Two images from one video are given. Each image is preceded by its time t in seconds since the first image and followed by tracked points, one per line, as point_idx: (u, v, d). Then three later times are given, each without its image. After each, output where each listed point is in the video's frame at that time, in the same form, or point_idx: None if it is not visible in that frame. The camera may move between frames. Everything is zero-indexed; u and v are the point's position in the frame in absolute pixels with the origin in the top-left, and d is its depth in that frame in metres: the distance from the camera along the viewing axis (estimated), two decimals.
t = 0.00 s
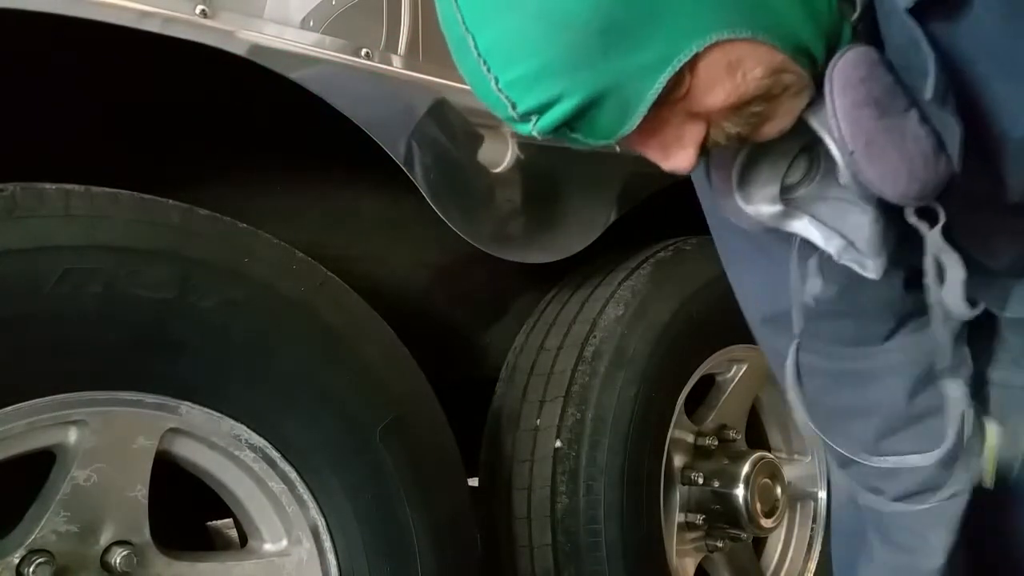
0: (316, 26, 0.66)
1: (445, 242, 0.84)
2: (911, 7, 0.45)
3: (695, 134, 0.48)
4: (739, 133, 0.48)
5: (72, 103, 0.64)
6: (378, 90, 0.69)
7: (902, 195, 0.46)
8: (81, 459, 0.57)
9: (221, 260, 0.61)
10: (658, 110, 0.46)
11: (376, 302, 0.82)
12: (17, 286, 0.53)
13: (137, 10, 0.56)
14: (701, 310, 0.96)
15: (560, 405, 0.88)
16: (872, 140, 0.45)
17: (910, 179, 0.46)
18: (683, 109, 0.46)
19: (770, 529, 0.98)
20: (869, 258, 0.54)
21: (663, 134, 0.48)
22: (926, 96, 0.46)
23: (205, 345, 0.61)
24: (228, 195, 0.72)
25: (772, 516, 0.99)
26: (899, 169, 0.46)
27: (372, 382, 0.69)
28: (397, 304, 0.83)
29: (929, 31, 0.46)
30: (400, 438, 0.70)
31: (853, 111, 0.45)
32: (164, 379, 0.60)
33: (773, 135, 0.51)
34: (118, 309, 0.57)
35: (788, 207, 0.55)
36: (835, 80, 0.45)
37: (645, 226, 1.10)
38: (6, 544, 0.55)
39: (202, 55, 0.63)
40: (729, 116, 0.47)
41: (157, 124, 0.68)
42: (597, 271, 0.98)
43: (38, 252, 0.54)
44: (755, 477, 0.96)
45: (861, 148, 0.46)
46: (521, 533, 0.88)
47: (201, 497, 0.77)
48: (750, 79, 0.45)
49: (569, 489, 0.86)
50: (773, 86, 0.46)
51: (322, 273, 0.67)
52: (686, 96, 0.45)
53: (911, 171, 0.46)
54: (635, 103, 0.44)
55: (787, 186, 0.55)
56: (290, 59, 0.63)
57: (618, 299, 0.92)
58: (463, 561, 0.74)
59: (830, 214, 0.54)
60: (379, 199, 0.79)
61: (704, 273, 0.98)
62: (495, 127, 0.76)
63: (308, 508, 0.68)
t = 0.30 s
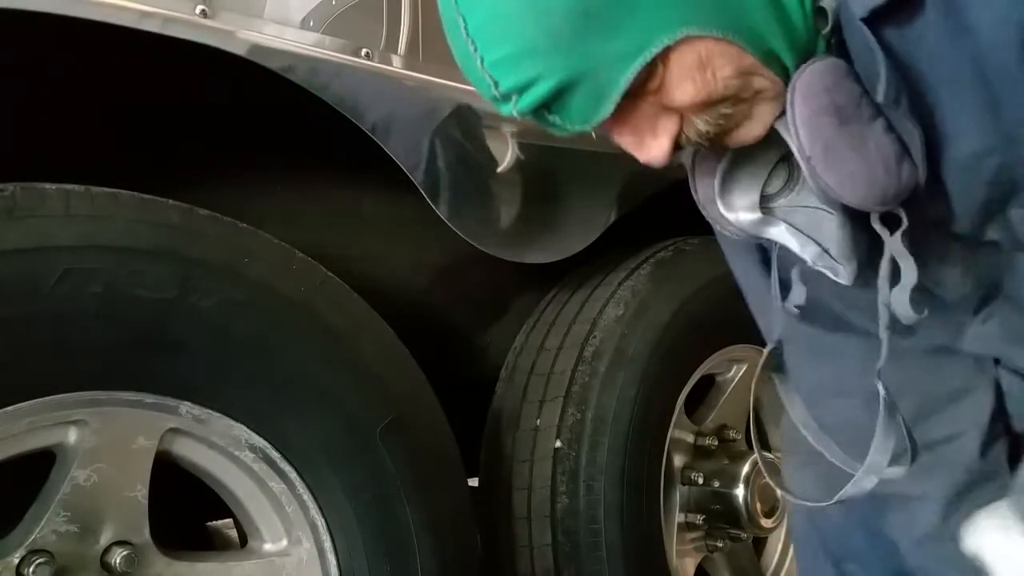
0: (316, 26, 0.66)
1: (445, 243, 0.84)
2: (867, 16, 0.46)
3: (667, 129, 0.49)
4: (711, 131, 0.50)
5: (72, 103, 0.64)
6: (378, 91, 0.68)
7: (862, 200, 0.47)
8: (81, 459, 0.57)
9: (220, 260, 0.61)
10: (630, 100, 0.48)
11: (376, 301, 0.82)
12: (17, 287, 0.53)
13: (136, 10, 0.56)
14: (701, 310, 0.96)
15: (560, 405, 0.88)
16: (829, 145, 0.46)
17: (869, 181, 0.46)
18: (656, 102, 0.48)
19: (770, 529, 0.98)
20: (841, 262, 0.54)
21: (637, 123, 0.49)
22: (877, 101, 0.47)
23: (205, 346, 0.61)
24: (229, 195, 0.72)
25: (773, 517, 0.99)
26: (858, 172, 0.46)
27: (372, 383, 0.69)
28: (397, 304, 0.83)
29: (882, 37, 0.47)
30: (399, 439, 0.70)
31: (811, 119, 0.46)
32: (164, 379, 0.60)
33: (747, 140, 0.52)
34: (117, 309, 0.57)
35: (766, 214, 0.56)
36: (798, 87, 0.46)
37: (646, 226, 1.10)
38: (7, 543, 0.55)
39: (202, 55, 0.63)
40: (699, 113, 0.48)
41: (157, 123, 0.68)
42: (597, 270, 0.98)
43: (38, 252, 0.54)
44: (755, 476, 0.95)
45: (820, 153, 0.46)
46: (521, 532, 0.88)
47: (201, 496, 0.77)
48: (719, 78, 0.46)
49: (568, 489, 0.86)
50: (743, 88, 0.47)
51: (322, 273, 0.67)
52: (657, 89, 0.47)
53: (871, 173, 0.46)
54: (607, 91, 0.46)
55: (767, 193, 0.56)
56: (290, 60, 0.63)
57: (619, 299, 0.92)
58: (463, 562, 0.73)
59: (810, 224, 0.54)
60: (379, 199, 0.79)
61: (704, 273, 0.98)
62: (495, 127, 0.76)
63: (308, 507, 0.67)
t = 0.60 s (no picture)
0: (316, 26, 0.65)
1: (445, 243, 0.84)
2: (927, 4, 0.46)
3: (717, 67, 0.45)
4: (758, 82, 0.47)
5: (71, 103, 0.64)
6: (378, 91, 0.68)
7: (873, 179, 0.48)
8: (81, 459, 0.57)
9: (220, 260, 0.61)
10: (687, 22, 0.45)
11: (376, 301, 0.82)
12: (16, 287, 0.53)
13: (135, 10, 0.56)
14: (701, 310, 0.96)
15: (560, 405, 0.88)
16: (855, 119, 0.46)
17: (881, 164, 0.47)
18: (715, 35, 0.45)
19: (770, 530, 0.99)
20: (846, 242, 0.55)
21: (688, 54, 0.46)
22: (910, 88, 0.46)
23: (204, 346, 0.61)
24: (228, 195, 0.72)
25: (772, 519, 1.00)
26: (874, 150, 0.47)
27: (372, 382, 0.69)
28: (397, 303, 0.83)
29: (936, 26, 0.47)
30: (400, 439, 0.70)
31: (852, 91, 0.45)
32: (164, 380, 0.60)
33: (790, 105, 0.49)
34: (117, 309, 0.57)
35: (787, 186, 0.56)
36: (850, 57, 0.44)
37: (646, 226, 1.10)
38: (7, 543, 0.55)
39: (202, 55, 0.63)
40: (755, 58, 0.45)
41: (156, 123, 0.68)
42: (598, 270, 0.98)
43: (38, 252, 0.54)
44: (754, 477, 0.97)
45: (845, 120, 0.46)
46: (521, 532, 0.88)
47: (201, 496, 0.77)
48: (779, 25, 0.44)
49: (568, 489, 0.86)
50: (799, 45, 0.45)
51: (321, 273, 0.67)
52: (721, 18, 0.44)
53: (888, 159, 0.47)
54: (665, 8, 0.43)
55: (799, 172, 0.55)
56: (289, 60, 0.63)
57: (619, 299, 0.91)
58: (462, 562, 0.73)
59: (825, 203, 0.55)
60: (379, 199, 0.79)
61: (703, 273, 0.98)
62: (495, 127, 0.77)
63: (308, 507, 0.67)
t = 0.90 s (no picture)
0: (316, 26, 0.65)
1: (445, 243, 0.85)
2: None
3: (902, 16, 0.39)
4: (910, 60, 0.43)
5: (71, 102, 0.64)
6: (378, 90, 0.68)
7: None
8: (82, 459, 0.57)
9: (221, 260, 0.61)
10: None
11: (376, 301, 0.82)
12: (16, 288, 0.53)
13: (136, 10, 0.56)
14: (701, 310, 0.96)
15: (560, 405, 0.88)
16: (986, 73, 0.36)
17: None
18: None
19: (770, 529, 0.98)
20: (993, 204, 0.39)
21: None
22: None
23: (204, 346, 0.61)
24: (228, 195, 0.72)
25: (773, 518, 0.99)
26: None
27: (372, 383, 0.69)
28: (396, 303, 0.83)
29: None
30: (400, 439, 0.70)
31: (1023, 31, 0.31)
32: (164, 380, 0.60)
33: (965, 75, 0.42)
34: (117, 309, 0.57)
35: (904, 191, 0.46)
36: None
37: (646, 226, 1.10)
38: (7, 543, 0.55)
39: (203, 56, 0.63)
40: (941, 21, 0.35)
41: (156, 123, 0.68)
42: (598, 270, 0.98)
43: (37, 252, 0.53)
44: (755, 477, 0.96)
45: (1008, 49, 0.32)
46: (521, 532, 0.88)
47: (201, 497, 0.77)
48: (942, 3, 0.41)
49: (568, 490, 0.86)
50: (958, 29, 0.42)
51: (322, 274, 0.67)
52: None
53: None
54: None
55: (956, 137, 0.39)
56: (290, 60, 0.63)
57: (619, 299, 0.92)
58: (462, 561, 0.73)
59: (932, 206, 0.44)
60: (379, 201, 0.79)
61: (704, 273, 0.98)
62: (495, 127, 0.77)
63: (308, 507, 0.67)
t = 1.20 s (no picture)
0: (315, 26, 0.65)
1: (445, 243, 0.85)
2: None
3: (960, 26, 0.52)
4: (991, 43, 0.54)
5: (72, 103, 0.64)
6: (377, 90, 0.69)
7: None
8: (82, 459, 0.57)
9: (221, 260, 0.61)
10: None
11: (376, 302, 0.82)
12: (16, 289, 0.53)
13: (135, 10, 0.56)
14: (701, 310, 0.96)
15: (560, 405, 0.88)
16: None
17: None
18: None
19: (770, 528, 0.98)
20: None
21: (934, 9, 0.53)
22: None
23: (204, 346, 0.61)
24: (229, 195, 0.72)
25: (773, 517, 0.99)
26: None
27: (372, 383, 0.69)
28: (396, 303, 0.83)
29: None
30: (400, 440, 0.70)
31: None
32: (164, 380, 0.60)
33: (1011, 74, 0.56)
34: (116, 309, 0.57)
35: (950, 193, 0.71)
36: None
37: (646, 225, 1.10)
38: (7, 543, 0.55)
39: (204, 56, 0.63)
40: (987, 21, 0.52)
41: (158, 123, 0.68)
42: (599, 270, 0.98)
43: (37, 252, 0.53)
44: (755, 477, 0.96)
45: None
46: (521, 532, 0.88)
47: (201, 496, 0.77)
48: None
49: (568, 489, 0.86)
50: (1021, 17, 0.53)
51: (321, 274, 0.68)
52: None
53: None
54: None
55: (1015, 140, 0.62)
56: (290, 60, 0.63)
57: (618, 299, 0.92)
58: (462, 561, 0.74)
59: (967, 215, 0.69)
60: (378, 201, 0.79)
61: (704, 273, 0.98)
62: (495, 126, 0.78)
63: (308, 507, 0.67)
